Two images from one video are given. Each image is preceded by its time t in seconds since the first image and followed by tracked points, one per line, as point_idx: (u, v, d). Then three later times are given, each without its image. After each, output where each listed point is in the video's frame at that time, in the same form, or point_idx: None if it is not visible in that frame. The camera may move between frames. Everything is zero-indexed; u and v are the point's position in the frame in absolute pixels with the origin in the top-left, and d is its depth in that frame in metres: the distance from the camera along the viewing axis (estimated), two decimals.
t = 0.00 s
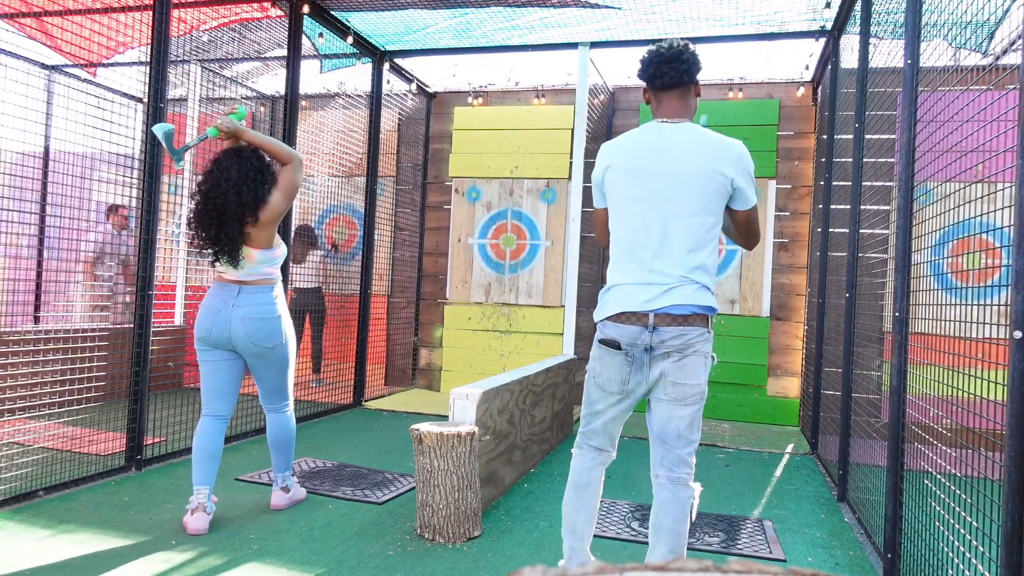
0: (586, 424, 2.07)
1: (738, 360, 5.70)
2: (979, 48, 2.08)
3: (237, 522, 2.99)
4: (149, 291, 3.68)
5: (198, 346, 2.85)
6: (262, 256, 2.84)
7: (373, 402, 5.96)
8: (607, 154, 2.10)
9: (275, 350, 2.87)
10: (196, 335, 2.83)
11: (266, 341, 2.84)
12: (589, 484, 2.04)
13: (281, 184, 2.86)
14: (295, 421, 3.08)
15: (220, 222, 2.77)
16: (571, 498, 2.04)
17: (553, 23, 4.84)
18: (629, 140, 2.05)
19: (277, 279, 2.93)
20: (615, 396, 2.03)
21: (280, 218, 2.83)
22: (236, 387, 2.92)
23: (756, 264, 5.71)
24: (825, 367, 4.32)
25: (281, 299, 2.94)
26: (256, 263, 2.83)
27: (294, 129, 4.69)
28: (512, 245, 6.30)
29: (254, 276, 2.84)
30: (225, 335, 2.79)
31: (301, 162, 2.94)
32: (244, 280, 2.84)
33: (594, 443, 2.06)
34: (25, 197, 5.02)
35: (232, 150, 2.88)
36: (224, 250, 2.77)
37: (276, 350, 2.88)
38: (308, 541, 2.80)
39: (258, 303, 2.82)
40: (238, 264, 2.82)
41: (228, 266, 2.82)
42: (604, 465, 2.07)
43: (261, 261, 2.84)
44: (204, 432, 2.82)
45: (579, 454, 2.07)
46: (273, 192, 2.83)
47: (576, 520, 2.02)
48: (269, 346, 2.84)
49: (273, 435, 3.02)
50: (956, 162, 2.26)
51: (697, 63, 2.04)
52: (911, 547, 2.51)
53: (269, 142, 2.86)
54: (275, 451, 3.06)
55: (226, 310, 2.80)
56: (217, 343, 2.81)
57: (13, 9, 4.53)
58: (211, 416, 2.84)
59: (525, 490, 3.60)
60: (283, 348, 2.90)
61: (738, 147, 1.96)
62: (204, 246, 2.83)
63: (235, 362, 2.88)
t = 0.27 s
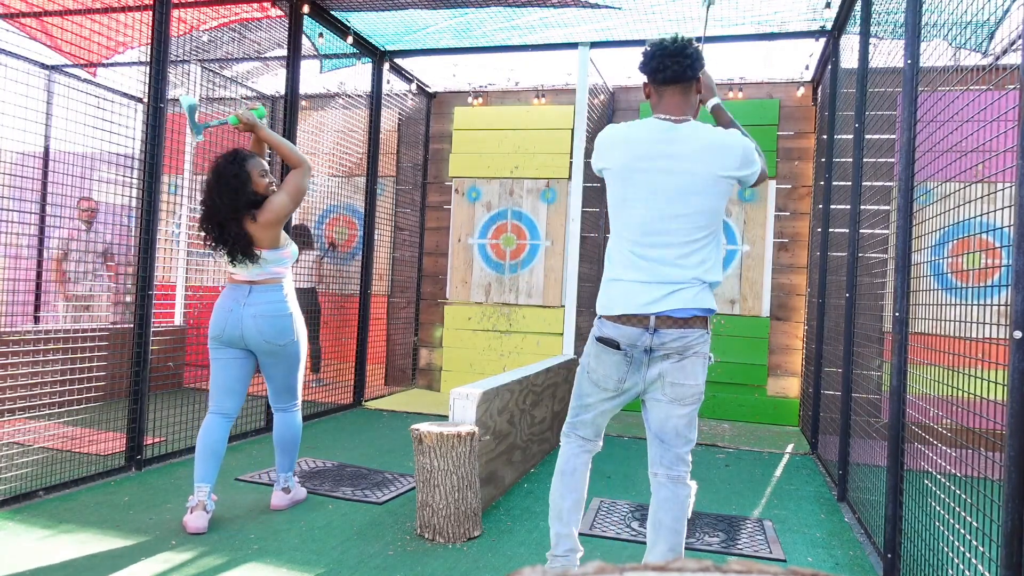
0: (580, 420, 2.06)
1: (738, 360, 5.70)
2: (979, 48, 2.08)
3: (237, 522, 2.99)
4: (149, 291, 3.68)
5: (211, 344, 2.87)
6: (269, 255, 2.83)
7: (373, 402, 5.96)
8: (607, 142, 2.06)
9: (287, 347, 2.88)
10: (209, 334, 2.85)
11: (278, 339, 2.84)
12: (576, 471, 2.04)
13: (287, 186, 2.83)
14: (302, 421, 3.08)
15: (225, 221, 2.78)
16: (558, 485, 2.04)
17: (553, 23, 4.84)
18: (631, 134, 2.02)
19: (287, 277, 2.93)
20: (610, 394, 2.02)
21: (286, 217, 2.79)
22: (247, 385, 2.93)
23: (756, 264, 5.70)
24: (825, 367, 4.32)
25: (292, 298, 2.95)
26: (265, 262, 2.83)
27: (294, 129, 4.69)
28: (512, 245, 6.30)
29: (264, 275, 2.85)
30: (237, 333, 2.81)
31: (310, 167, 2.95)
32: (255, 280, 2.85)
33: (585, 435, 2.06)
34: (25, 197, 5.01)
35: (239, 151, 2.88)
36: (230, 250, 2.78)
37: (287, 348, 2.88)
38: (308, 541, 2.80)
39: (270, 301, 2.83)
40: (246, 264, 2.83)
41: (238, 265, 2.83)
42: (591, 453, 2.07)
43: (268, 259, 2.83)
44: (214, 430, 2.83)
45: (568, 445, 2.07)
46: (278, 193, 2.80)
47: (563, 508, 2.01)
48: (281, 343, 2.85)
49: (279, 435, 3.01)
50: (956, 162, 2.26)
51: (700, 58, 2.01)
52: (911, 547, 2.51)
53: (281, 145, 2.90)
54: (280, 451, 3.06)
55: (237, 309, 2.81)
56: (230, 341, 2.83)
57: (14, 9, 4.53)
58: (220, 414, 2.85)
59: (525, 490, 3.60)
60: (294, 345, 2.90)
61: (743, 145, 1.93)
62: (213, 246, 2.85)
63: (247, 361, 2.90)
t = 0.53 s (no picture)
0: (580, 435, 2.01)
1: (738, 360, 5.70)
2: (979, 48, 2.08)
3: (236, 522, 2.99)
4: (149, 291, 3.68)
5: (199, 347, 2.84)
6: (260, 256, 2.84)
7: (373, 402, 5.96)
8: (587, 135, 2.00)
9: (279, 349, 2.88)
10: (198, 336, 2.82)
11: (270, 341, 2.84)
12: (581, 498, 1.97)
13: (285, 187, 2.79)
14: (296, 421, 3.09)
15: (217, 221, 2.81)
16: (564, 513, 1.97)
17: (553, 23, 4.84)
18: (609, 130, 1.95)
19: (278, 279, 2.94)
20: (603, 401, 1.99)
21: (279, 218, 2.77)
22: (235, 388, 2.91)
23: (756, 264, 5.72)
24: (825, 367, 4.32)
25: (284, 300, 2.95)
26: (254, 262, 2.83)
27: (294, 129, 4.70)
28: (512, 245, 6.30)
29: (256, 277, 2.85)
30: (228, 336, 2.79)
31: (308, 170, 2.93)
32: (245, 281, 2.84)
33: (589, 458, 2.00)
34: (25, 197, 5.02)
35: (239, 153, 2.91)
36: (220, 249, 2.82)
37: (279, 349, 2.88)
38: (308, 541, 2.80)
39: (261, 304, 2.83)
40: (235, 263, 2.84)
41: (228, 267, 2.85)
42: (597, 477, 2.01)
43: (259, 260, 2.84)
44: (200, 436, 2.79)
45: (572, 471, 2.00)
46: (276, 193, 2.77)
47: (569, 536, 1.95)
48: (271, 346, 2.85)
49: (274, 436, 3.02)
50: (956, 162, 2.26)
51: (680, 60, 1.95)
52: (911, 547, 2.51)
53: (284, 147, 2.88)
54: (276, 451, 3.06)
55: (228, 311, 2.80)
56: (220, 344, 2.81)
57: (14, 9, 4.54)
58: (207, 418, 2.81)
59: (525, 490, 3.60)
60: (286, 347, 2.91)
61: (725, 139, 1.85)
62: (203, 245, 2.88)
63: (236, 364, 2.88)
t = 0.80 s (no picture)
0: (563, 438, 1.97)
1: (738, 360, 5.70)
2: (979, 48, 2.08)
3: (236, 522, 2.99)
4: (149, 291, 3.68)
5: (185, 346, 2.85)
6: (249, 254, 2.83)
7: (373, 402, 5.96)
8: (559, 133, 1.97)
9: (264, 349, 2.87)
10: (183, 335, 2.83)
11: (254, 342, 2.83)
12: (572, 512, 1.93)
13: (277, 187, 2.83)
14: (290, 422, 3.08)
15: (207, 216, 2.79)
16: (556, 528, 1.93)
17: (552, 23, 4.84)
18: (582, 128, 1.93)
19: (266, 281, 2.93)
20: (577, 401, 1.96)
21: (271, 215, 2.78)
22: (223, 388, 2.91)
23: (756, 264, 5.72)
24: (825, 367, 4.32)
25: (269, 299, 2.94)
26: (241, 261, 2.83)
27: (294, 129, 4.70)
28: (511, 245, 6.30)
29: (241, 276, 2.84)
30: (211, 335, 2.79)
31: (303, 172, 2.96)
32: (231, 280, 2.84)
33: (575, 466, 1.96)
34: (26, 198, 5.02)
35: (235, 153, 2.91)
36: (208, 244, 2.78)
37: (264, 350, 2.87)
38: (307, 541, 2.80)
39: (245, 304, 2.83)
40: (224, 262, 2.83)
41: (215, 264, 2.83)
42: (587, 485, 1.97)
43: (247, 258, 2.83)
44: (194, 436, 2.79)
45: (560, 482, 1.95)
46: (268, 191, 2.79)
47: (563, 550, 1.91)
48: (255, 346, 2.84)
49: (268, 436, 3.02)
50: (956, 162, 2.26)
51: (651, 63, 2.00)
52: (911, 547, 2.51)
53: (279, 146, 2.89)
54: (272, 451, 3.07)
55: (212, 311, 2.80)
56: (203, 343, 2.81)
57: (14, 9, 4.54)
58: (197, 417, 2.81)
59: (525, 490, 3.60)
60: (271, 347, 2.89)
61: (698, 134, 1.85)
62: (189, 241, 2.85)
63: (222, 363, 2.87)
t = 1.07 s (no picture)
0: (559, 439, 1.96)
1: (738, 360, 5.70)
2: (979, 48, 2.08)
3: (236, 522, 2.99)
4: (149, 291, 3.68)
5: (187, 345, 2.84)
6: (251, 255, 2.83)
7: (373, 402, 5.96)
8: (544, 135, 1.98)
9: (267, 349, 2.87)
10: (186, 335, 2.82)
11: (258, 341, 2.84)
12: (570, 514, 1.93)
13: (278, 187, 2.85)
14: (291, 422, 3.08)
15: (214, 219, 2.78)
16: (554, 530, 1.94)
17: (552, 23, 4.83)
18: (567, 128, 1.93)
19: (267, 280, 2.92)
20: (571, 401, 1.96)
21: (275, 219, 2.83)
22: (224, 388, 2.90)
23: (756, 264, 5.72)
24: (825, 367, 4.32)
25: (271, 299, 2.94)
26: (244, 263, 2.83)
27: (294, 129, 4.70)
28: (511, 245, 6.30)
29: (244, 276, 2.84)
30: (215, 335, 2.79)
31: (302, 168, 2.96)
32: (234, 280, 2.84)
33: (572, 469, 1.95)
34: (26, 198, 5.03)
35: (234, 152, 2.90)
36: (216, 247, 2.77)
37: (268, 349, 2.88)
38: (307, 541, 2.80)
39: (249, 303, 2.83)
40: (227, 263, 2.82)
41: (220, 266, 2.82)
42: (584, 486, 1.96)
43: (252, 259, 2.84)
44: (196, 437, 2.79)
45: (557, 484, 1.94)
46: (271, 192, 2.82)
47: (562, 553, 1.92)
48: (259, 345, 2.84)
49: (269, 436, 3.02)
50: (956, 162, 2.26)
51: (638, 60, 1.98)
52: (911, 547, 2.51)
53: (275, 143, 2.88)
54: (273, 451, 3.07)
55: (216, 311, 2.80)
56: (207, 343, 2.81)
57: (14, 10, 4.55)
58: (199, 417, 2.81)
59: (525, 490, 3.60)
60: (274, 347, 2.90)
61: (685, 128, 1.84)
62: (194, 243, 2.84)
63: (225, 362, 2.87)
